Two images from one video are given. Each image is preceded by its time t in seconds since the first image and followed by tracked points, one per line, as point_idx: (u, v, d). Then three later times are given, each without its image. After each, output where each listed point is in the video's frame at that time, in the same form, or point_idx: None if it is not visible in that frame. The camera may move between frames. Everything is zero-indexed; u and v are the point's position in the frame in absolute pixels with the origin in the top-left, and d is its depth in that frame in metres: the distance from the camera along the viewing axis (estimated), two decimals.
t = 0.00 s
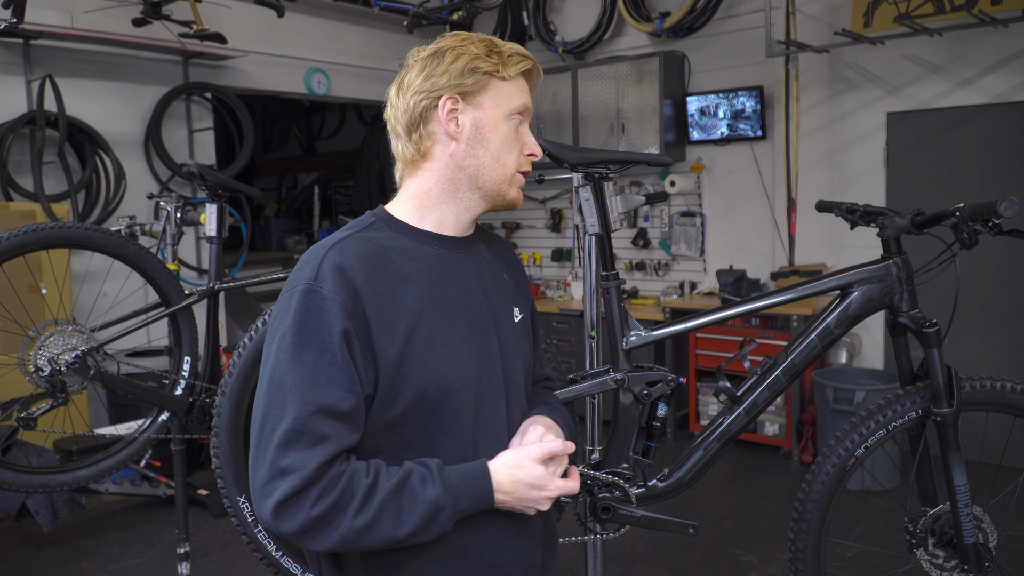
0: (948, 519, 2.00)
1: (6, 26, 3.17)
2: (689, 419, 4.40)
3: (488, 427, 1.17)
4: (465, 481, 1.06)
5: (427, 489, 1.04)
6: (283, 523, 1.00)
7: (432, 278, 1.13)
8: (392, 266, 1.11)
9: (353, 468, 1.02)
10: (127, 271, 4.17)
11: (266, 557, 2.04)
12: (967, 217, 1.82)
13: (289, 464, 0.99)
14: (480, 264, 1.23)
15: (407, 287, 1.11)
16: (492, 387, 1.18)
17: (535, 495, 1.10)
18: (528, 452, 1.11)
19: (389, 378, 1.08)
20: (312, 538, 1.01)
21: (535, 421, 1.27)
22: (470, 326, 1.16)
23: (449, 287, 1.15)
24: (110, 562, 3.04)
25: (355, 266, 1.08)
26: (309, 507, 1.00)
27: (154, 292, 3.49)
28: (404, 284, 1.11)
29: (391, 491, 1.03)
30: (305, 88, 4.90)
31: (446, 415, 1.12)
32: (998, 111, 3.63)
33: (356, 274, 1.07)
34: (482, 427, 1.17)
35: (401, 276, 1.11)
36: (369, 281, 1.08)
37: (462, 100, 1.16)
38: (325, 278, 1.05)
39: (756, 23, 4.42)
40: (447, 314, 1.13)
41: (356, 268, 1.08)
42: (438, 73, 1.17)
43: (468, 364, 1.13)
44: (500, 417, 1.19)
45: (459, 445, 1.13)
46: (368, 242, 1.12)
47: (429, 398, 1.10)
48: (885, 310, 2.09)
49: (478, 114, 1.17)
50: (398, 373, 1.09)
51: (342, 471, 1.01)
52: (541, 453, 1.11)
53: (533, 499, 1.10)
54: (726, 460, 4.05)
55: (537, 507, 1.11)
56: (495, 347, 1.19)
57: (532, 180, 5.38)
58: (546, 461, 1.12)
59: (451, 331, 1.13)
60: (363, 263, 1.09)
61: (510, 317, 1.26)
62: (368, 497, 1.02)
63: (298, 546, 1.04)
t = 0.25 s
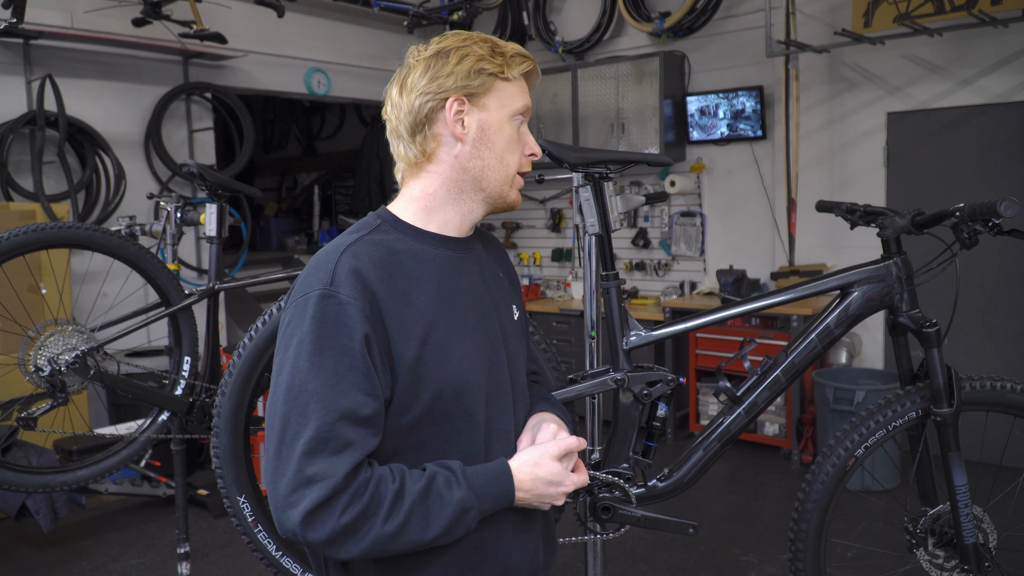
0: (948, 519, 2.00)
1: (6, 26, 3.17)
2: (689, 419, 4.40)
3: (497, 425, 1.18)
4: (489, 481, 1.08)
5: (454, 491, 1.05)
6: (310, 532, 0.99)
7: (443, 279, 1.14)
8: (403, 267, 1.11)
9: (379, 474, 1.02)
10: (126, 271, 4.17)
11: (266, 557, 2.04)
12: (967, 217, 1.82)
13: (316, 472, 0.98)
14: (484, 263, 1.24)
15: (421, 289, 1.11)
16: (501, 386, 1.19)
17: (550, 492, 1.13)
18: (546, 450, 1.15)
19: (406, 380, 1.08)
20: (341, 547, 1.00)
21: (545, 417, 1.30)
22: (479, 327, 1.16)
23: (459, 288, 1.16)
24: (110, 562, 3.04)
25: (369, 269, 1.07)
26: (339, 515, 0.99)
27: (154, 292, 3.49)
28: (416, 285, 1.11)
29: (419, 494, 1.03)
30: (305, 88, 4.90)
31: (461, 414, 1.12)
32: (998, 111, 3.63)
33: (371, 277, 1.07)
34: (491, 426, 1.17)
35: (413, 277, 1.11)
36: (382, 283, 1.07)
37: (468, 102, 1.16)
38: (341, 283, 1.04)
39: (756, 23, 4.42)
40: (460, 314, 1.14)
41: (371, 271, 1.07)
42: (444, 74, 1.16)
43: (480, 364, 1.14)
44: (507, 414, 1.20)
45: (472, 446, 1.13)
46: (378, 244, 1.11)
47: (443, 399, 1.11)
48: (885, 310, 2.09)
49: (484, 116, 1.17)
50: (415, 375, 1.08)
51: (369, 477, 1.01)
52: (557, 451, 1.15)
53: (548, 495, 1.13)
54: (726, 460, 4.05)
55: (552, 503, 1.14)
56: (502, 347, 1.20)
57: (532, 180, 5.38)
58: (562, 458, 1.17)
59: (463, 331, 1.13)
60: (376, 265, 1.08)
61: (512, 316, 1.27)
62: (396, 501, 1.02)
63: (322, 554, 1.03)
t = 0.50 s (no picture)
0: (948, 519, 2.00)
1: (6, 26, 3.17)
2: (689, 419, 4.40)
3: (499, 421, 1.18)
4: (492, 477, 1.08)
5: (459, 488, 1.05)
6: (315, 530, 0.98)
7: (444, 275, 1.14)
8: (403, 265, 1.11)
9: (385, 472, 1.02)
10: (127, 271, 4.17)
11: (266, 557, 2.04)
12: (967, 217, 1.82)
13: (322, 469, 0.98)
14: (483, 259, 1.24)
15: (422, 285, 1.11)
16: (501, 382, 1.19)
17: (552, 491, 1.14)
18: (546, 449, 1.15)
19: (409, 377, 1.08)
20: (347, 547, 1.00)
21: (545, 413, 1.31)
22: (480, 323, 1.16)
23: (459, 284, 1.16)
24: (110, 562, 3.04)
25: (372, 266, 1.07)
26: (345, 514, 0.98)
27: (154, 292, 3.49)
28: (418, 282, 1.11)
29: (425, 493, 1.03)
30: (305, 88, 4.90)
31: (461, 410, 1.12)
32: (999, 111, 3.63)
33: (374, 273, 1.07)
34: (493, 421, 1.17)
35: (414, 274, 1.11)
36: (384, 279, 1.07)
37: (480, 107, 1.16)
38: (344, 279, 1.04)
39: (756, 23, 4.42)
40: (462, 310, 1.14)
41: (373, 268, 1.07)
42: (458, 78, 1.15)
43: (481, 360, 1.14)
44: (508, 409, 1.20)
45: (474, 442, 1.13)
46: (378, 242, 1.11)
47: (445, 395, 1.11)
48: (885, 310, 2.09)
49: (493, 120, 1.18)
50: (419, 372, 1.08)
51: (376, 476, 1.01)
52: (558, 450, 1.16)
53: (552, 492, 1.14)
54: (726, 460, 4.05)
55: (553, 500, 1.15)
56: (502, 342, 1.20)
57: (532, 180, 5.38)
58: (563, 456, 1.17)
59: (464, 327, 1.13)
60: (378, 262, 1.08)
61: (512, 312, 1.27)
62: (403, 499, 1.02)
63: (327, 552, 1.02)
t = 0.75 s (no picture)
0: (948, 519, 2.00)
1: (6, 26, 3.17)
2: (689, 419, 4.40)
3: (496, 421, 1.18)
4: (465, 471, 1.01)
5: (423, 477, 1.00)
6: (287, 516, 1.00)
7: (435, 274, 1.14)
8: (394, 263, 1.12)
9: (355, 463, 1.00)
10: (126, 271, 4.17)
11: (266, 557, 2.04)
12: (967, 217, 1.82)
13: (296, 461, 0.98)
14: (479, 259, 1.24)
15: (412, 283, 1.11)
16: (500, 382, 1.19)
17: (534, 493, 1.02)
18: (531, 444, 1.05)
19: (397, 374, 1.08)
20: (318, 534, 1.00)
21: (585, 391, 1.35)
22: (473, 322, 1.16)
23: (451, 284, 1.16)
24: (110, 562, 3.04)
25: (360, 266, 1.08)
26: (312, 502, 0.99)
27: (154, 292, 3.49)
28: (408, 280, 1.11)
29: (387, 483, 0.99)
30: (305, 88, 4.90)
31: (454, 410, 1.12)
32: (998, 111, 3.63)
33: (361, 271, 1.07)
34: (490, 421, 1.17)
35: (405, 273, 1.11)
36: (370, 278, 1.08)
37: (430, 101, 1.16)
38: (331, 277, 1.05)
39: (756, 23, 4.42)
40: (452, 309, 1.14)
41: (361, 266, 1.08)
42: (410, 76, 1.18)
43: (473, 358, 1.14)
44: (505, 409, 1.19)
45: (468, 442, 1.13)
46: (370, 240, 1.12)
47: (435, 394, 1.10)
48: (885, 310, 2.09)
49: (445, 112, 1.16)
50: (407, 369, 1.09)
51: (344, 465, 0.99)
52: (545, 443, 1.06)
53: (534, 487, 1.02)
54: (726, 460, 4.05)
55: (544, 499, 1.02)
56: (497, 342, 1.20)
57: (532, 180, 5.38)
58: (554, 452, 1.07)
59: (455, 327, 1.13)
60: (367, 261, 1.09)
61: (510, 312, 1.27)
62: (367, 489, 0.99)
63: (305, 542, 1.03)
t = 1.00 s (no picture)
0: (948, 519, 2.00)
1: (6, 26, 3.16)
2: (689, 419, 4.40)
3: (496, 419, 1.16)
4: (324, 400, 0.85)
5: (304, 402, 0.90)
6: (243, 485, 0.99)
7: (429, 271, 1.15)
8: (392, 258, 1.14)
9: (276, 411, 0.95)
10: (126, 271, 4.17)
11: (266, 557, 2.04)
12: (967, 217, 1.82)
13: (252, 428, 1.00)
14: (487, 259, 1.23)
15: (405, 279, 1.13)
16: (508, 381, 1.18)
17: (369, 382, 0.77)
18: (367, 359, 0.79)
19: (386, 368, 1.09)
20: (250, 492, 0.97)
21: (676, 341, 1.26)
22: (474, 318, 1.16)
23: (450, 281, 1.17)
24: (110, 562, 3.04)
25: (349, 260, 1.11)
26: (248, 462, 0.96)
27: (154, 292, 3.49)
28: (401, 276, 1.13)
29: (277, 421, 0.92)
30: (305, 88, 4.90)
31: (449, 405, 1.12)
32: (998, 111, 3.63)
33: (349, 264, 1.10)
34: (489, 419, 1.15)
35: (401, 269, 1.14)
36: (356, 271, 1.10)
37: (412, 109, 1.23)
38: (319, 271, 1.09)
39: (756, 23, 4.42)
40: (447, 307, 1.15)
41: (350, 260, 1.11)
42: (397, 88, 1.26)
43: (468, 355, 1.14)
44: (508, 410, 1.17)
45: (462, 439, 1.12)
46: (368, 236, 1.15)
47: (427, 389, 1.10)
48: (885, 310, 2.09)
49: (425, 115, 1.21)
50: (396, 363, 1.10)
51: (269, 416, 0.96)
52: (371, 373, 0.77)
53: (355, 392, 0.78)
54: (726, 460, 4.05)
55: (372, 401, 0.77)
56: (502, 342, 1.18)
57: (532, 180, 5.38)
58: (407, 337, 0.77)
59: (453, 323, 1.14)
60: (359, 255, 1.12)
61: (521, 312, 1.25)
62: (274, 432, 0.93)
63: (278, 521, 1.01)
